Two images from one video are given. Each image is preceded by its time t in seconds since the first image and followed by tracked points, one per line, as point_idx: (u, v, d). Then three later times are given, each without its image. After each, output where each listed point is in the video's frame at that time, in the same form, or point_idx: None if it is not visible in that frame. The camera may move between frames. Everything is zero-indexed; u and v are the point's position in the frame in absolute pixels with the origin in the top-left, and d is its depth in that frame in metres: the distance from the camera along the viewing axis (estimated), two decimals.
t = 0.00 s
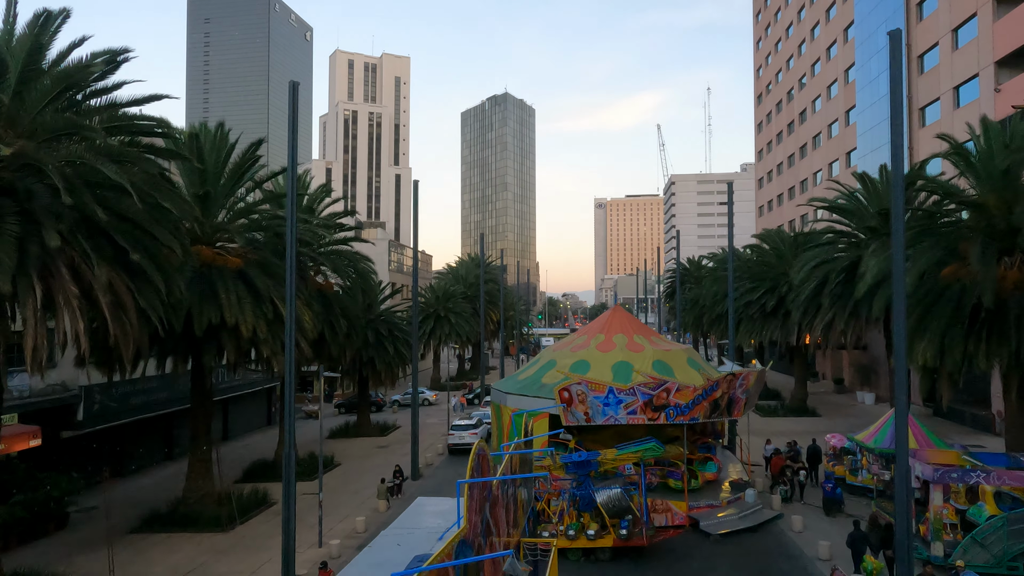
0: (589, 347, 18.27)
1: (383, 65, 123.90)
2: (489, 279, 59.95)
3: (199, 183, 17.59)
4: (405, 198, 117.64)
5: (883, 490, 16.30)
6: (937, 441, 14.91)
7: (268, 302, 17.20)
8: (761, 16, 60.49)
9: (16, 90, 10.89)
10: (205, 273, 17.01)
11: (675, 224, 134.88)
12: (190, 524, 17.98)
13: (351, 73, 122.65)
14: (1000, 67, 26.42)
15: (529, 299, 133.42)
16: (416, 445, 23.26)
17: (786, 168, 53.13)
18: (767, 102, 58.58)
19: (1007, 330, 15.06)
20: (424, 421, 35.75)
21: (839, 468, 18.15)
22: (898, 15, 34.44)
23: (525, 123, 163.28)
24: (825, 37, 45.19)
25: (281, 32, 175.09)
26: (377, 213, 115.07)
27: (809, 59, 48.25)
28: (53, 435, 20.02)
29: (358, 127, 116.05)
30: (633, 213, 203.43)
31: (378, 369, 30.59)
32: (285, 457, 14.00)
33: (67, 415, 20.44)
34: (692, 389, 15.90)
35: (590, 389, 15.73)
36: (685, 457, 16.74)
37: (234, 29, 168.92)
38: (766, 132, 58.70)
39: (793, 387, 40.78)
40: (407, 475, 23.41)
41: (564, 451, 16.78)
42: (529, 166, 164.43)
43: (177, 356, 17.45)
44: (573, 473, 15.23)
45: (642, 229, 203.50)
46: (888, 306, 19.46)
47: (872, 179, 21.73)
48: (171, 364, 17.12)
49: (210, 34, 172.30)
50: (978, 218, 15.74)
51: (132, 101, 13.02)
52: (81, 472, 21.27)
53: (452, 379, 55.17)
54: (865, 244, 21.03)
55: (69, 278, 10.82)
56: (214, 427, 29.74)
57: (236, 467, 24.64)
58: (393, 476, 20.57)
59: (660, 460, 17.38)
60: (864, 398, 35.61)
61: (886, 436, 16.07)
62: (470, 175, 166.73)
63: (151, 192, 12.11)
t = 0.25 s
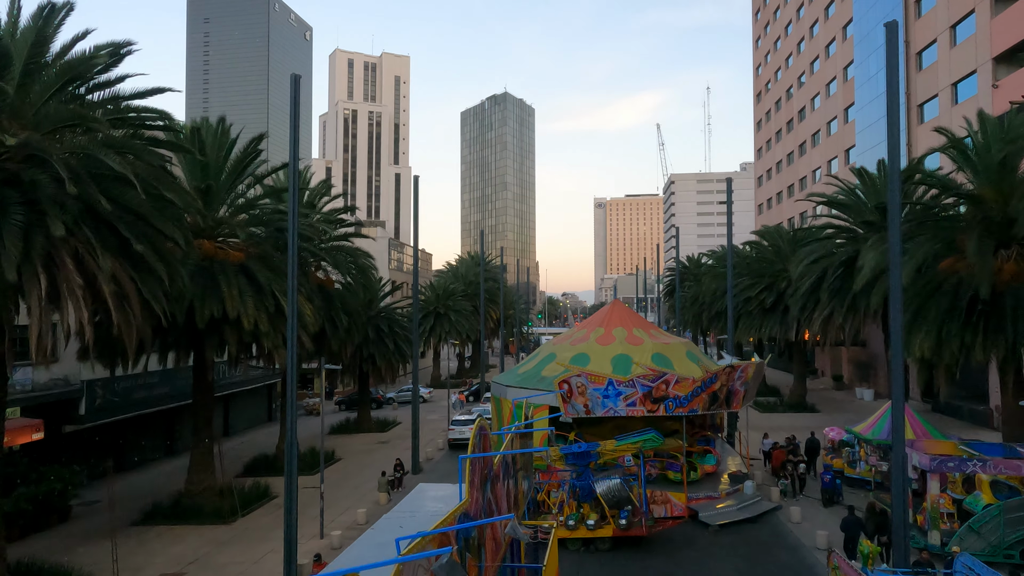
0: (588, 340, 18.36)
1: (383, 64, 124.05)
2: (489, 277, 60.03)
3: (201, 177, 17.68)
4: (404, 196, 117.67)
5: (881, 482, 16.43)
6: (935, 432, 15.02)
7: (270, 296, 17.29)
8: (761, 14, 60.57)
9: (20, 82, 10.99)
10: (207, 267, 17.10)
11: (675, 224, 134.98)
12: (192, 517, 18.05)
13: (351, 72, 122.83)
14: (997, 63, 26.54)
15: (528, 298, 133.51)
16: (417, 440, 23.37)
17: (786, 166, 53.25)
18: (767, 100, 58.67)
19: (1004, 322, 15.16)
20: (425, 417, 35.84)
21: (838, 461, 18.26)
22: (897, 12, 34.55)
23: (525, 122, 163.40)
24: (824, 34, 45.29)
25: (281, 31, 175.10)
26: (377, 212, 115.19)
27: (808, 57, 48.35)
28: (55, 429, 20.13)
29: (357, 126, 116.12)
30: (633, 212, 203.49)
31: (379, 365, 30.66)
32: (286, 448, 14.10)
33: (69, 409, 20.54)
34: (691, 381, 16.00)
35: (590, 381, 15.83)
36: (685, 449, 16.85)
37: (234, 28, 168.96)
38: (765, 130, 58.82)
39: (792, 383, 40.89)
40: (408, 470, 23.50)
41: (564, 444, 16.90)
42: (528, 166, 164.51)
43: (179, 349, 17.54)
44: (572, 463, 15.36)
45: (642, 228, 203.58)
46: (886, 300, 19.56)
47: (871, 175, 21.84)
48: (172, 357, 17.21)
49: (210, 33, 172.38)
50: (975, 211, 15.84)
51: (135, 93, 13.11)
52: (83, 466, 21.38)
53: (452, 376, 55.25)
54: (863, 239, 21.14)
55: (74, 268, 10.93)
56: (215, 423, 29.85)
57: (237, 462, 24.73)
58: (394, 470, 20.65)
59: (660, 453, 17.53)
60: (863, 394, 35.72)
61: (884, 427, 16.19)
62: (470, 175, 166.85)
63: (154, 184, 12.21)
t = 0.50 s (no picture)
0: (588, 335, 18.47)
1: (383, 65, 124.27)
2: (489, 277, 60.12)
3: (203, 172, 17.79)
4: (404, 197, 117.74)
5: (879, 474, 16.55)
6: (932, 424, 15.11)
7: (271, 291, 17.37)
8: (760, 14, 60.72)
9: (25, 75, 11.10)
10: (208, 263, 17.19)
11: (674, 224, 135.07)
12: (194, 511, 18.15)
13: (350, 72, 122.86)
14: (995, 61, 26.66)
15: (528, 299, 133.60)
16: (417, 436, 23.47)
17: (785, 166, 53.37)
18: (766, 100, 58.81)
19: (1001, 315, 15.28)
20: (425, 416, 35.91)
21: (837, 455, 18.35)
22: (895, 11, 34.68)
23: (524, 123, 163.59)
24: (823, 34, 45.44)
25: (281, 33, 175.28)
26: (377, 213, 115.30)
27: (807, 57, 48.49)
28: (57, 424, 20.22)
29: (357, 127, 116.25)
30: (632, 213, 203.59)
31: (380, 363, 30.75)
32: (288, 440, 14.17)
33: (71, 405, 20.63)
34: (690, 375, 16.11)
35: (590, 375, 15.96)
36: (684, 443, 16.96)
37: (234, 30, 169.14)
38: (764, 130, 58.98)
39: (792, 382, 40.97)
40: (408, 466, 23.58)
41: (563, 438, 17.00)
42: (528, 167, 164.65)
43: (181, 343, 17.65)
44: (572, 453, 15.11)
45: (642, 229, 203.65)
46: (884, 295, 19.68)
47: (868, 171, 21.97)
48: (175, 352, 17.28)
49: (210, 35, 172.58)
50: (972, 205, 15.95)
51: (138, 88, 13.21)
52: (85, 463, 21.47)
53: (452, 376, 55.32)
54: (861, 235, 21.26)
55: (78, 261, 11.03)
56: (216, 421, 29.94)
57: (238, 459, 24.82)
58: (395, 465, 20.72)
59: (660, 446, 17.66)
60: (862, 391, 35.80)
61: (882, 420, 16.31)
62: (469, 176, 166.98)
63: (157, 177, 12.32)
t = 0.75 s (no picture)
0: (587, 331, 18.57)
1: (382, 67, 124.53)
2: (489, 278, 60.22)
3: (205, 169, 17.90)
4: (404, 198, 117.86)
5: (877, 468, 16.66)
6: (930, 417, 15.19)
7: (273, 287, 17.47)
8: (758, 15, 60.91)
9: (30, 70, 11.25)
10: (211, 259, 17.29)
11: (674, 226, 135.20)
12: (196, 507, 18.22)
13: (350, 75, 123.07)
14: (992, 59, 26.80)
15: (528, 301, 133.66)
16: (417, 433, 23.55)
17: (784, 165, 53.49)
18: (765, 100, 58.99)
19: (997, 308, 15.40)
20: (425, 415, 35.98)
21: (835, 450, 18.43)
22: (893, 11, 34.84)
23: (524, 125, 163.83)
24: (821, 34, 45.59)
25: (281, 35, 175.58)
26: (377, 214, 115.41)
27: (805, 57, 48.65)
28: (59, 422, 20.30)
29: (357, 128, 116.40)
30: (632, 215, 203.73)
31: (380, 362, 30.84)
32: (291, 435, 14.28)
33: (73, 403, 20.72)
34: (689, 369, 16.20)
35: (590, 369, 16.06)
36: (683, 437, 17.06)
37: (234, 32, 169.43)
38: (763, 130, 59.19)
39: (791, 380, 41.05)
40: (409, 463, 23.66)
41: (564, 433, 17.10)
42: (528, 169, 164.83)
43: (183, 339, 17.74)
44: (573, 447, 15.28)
45: (642, 231, 203.80)
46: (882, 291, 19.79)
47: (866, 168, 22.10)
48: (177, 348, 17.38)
49: (210, 38, 172.84)
50: (968, 200, 16.07)
51: (142, 85, 13.34)
52: (87, 460, 21.55)
53: (452, 376, 55.39)
54: (859, 231, 21.38)
55: (84, 255, 11.15)
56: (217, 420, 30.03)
57: (239, 457, 24.90)
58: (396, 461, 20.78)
59: (660, 441, 17.77)
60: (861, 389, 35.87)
61: (880, 414, 16.40)
62: (469, 178, 167.14)
63: (161, 173, 12.44)
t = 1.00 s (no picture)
0: (587, 327, 18.69)
1: (382, 70, 124.79)
2: (489, 278, 60.35)
3: (206, 166, 17.98)
4: (404, 200, 117.96)
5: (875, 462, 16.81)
6: (926, 410, 15.32)
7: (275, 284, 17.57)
8: (757, 16, 61.07)
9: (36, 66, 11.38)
10: (212, 256, 17.39)
11: (673, 227, 135.38)
12: (198, 503, 18.33)
13: (350, 76, 123.23)
14: (989, 58, 26.95)
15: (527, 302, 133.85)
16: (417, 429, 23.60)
17: (783, 166, 53.65)
18: (763, 101, 59.20)
19: (993, 302, 15.56)
20: (426, 414, 36.05)
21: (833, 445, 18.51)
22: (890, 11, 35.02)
23: (523, 127, 164.09)
24: (819, 34, 45.79)
25: (280, 38, 175.81)
26: (376, 216, 115.51)
27: (803, 57, 48.85)
28: (61, 419, 20.36)
29: (357, 130, 116.54)
30: (631, 217, 203.82)
31: (380, 361, 30.94)
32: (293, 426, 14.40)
33: (75, 400, 20.78)
34: (688, 364, 16.34)
35: (589, 364, 16.18)
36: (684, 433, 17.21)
37: (233, 35, 169.65)
38: (762, 131, 59.40)
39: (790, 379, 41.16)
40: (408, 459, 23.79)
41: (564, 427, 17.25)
42: (527, 170, 165.08)
43: (185, 336, 17.83)
44: (571, 442, 15.52)
45: (641, 233, 203.96)
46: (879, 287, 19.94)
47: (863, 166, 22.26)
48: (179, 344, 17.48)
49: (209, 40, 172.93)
50: (964, 196, 16.19)
51: (144, 81, 13.44)
52: (89, 457, 21.63)
53: (452, 376, 55.47)
54: (856, 228, 21.54)
55: (87, 250, 11.24)
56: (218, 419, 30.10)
57: (240, 455, 24.96)
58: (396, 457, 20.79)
59: (659, 437, 17.96)
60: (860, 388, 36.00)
61: (877, 408, 16.54)
62: (468, 180, 167.31)
63: (164, 168, 12.54)
